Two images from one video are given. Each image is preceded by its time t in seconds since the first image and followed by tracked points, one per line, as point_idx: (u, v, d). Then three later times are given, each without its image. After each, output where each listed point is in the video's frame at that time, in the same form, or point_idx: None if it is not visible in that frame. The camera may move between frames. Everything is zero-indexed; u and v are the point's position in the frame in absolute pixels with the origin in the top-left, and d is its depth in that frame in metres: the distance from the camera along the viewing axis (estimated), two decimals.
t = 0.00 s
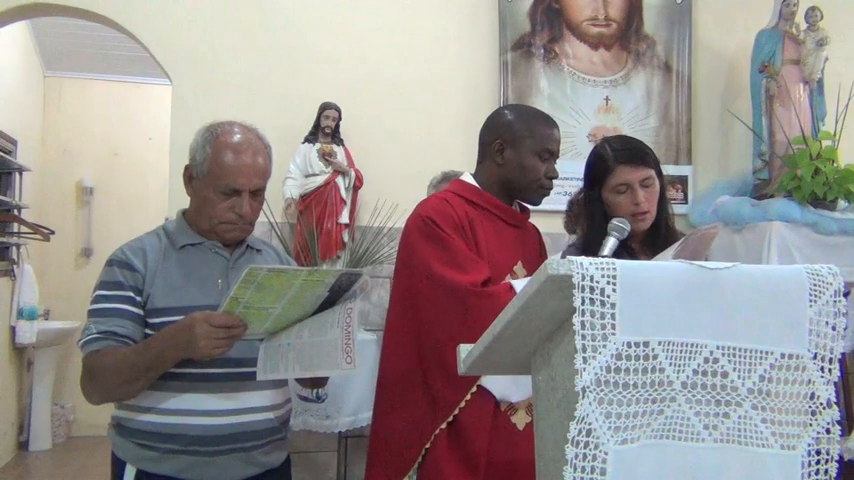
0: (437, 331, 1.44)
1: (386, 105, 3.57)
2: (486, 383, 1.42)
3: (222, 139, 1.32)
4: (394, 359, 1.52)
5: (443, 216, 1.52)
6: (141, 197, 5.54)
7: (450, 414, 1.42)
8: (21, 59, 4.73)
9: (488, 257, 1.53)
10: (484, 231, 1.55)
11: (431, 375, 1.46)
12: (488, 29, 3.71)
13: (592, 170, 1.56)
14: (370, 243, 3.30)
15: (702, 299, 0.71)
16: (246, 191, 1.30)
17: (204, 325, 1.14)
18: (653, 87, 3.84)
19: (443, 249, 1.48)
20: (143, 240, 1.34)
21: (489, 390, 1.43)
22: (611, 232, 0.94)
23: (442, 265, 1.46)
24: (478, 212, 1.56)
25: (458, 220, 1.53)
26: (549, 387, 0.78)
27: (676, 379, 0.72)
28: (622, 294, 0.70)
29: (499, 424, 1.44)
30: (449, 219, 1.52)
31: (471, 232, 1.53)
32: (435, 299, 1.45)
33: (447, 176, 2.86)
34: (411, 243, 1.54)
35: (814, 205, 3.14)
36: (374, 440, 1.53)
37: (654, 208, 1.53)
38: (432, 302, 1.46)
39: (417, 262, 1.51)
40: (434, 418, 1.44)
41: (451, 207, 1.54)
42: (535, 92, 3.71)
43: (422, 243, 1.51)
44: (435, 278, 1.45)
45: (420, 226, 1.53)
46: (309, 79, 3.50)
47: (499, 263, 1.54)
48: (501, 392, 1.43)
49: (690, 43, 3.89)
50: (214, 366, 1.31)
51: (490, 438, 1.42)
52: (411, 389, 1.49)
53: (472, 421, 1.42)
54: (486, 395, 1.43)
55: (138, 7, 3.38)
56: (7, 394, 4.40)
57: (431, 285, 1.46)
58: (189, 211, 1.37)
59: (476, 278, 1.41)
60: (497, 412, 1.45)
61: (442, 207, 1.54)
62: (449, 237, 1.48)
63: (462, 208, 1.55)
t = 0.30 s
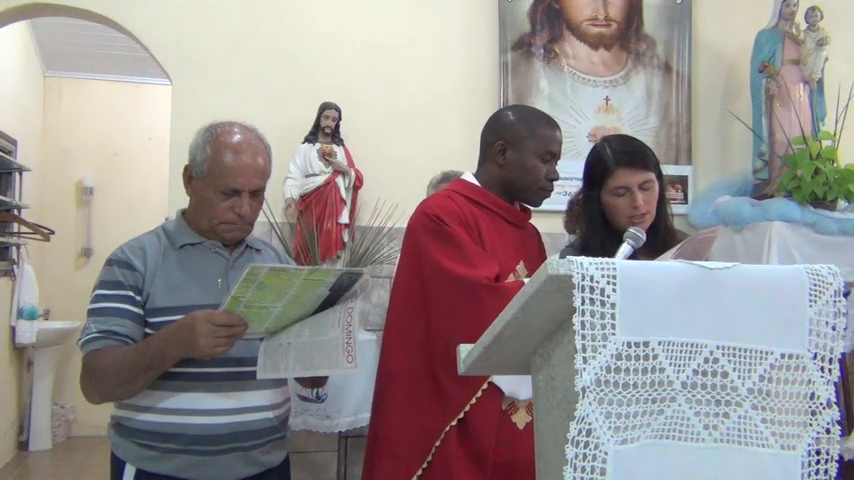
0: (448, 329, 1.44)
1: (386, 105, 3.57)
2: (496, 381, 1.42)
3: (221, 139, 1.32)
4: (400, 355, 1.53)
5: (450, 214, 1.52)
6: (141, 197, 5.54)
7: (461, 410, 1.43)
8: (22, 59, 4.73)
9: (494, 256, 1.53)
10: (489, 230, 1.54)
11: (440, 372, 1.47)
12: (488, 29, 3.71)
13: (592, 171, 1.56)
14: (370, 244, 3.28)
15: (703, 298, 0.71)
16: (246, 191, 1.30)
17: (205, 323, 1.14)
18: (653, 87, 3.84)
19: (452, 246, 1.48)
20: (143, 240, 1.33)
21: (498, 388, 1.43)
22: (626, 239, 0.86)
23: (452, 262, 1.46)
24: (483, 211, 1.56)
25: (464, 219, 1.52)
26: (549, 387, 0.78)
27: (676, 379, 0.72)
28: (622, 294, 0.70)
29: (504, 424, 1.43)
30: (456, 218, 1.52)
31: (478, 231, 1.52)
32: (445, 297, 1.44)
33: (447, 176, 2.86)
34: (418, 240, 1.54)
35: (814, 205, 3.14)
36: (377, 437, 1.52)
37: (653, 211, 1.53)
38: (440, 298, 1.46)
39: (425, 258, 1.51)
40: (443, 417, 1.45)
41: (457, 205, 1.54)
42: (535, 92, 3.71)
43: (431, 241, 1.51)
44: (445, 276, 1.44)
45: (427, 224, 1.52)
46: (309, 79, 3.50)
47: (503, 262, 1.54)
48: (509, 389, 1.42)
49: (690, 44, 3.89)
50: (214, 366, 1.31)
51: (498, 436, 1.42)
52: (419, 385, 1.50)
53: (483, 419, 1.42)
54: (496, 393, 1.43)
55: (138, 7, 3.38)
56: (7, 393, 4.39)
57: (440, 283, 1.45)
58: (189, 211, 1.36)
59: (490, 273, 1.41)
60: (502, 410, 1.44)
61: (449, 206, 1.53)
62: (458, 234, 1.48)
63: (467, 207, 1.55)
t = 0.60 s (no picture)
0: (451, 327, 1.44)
1: (386, 104, 3.57)
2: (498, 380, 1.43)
3: (222, 139, 1.32)
4: (401, 352, 1.52)
5: (451, 213, 1.52)
6: (141, 197, 5.54)
7: (464, 410, 1.43)
8: (22, 59, 4.73)
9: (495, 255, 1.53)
10: (490, 228, 1.55)
11: (442, 370, 1.47)
12: (488, 29, 3.71)
13: (592, 171, 1.56)
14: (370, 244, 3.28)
15: (703, 298, 0.71)
16: (247, 192, 1.30)
17: (206, 322, 1.14)
18: (653, 87, 3.84)
19: (454, 245, 1.47)
20: (143, 240, 1.33)
21: (500, 387, 1.43)
22: (628, 239, 0.86)
23: (454, 261, 1.46)
24: (483, 210, 1.56)
25: (465, 218, 1.52)
26: (548, 387, 0.78)
27: (675, 379, 0.72)
28: (622, 294, 0.70)
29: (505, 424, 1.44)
30: (457, 217, 1.52)
31: (478, 229, 1.52)
32: (447, 296, 1.44)
33: (447, 176, 2.85)
34: (419, 240, 1.54)
35: (814, 205, 3.14)
36: (379, 434, 1.52)
37: (653, 213, 1.53)
38: (441, 297, 1.46)
39: (426, 257, 1.51)
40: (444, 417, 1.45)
41: (458, 204, 1.54)
42: (535, 92, 3.71)
43: (432, 241, 1.51)
44: (447, 275, 1.44)
45: (429, 223, 1.52)
46: (309, 79, 3.50)
47: (503, 261, 1.54)
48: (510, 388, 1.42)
49: (690, 44, 3.89)
50: (214, 365, 1.31)
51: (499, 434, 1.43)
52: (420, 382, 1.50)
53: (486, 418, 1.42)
54: (498, 392, 1.43)
55: (138, 7, 3.38)
56: (7, 393, 4.40)
57: (443, 282, 1.45)
58: (189, 211, 1.36)
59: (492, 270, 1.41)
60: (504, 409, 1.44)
61: (449, 205, 1.53)
62: (460, 232, 1.48)
63: (468, 206, 1.55)
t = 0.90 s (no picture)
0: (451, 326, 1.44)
1: (386, 104, 3.57)
2: (498, 381, 1.43)
3: (222, 139, 1.32)
4: (401, 353, 1.52)
5: (451, 213, 1.52)
6: (141, 196, 5.54)
7: (463, 411, 1.43)
8: (22, 59, 4.74)
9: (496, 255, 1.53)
10: (490, 227, 1.55)
11: (442, 369, 1.47)
12: (488, 29, 3.71)
13: (592, 172, 1.56)
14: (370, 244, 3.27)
15: (703, 298, 0.71)
16: (247, 192, 1.30)
17: (207, 323, 1.14)
18: (654, 87, 3.83)
19: (454, 245, 1.48)
20: (144, 240, 1.33)
21: (501, 388, 1.43)
22: (628, 239, 0.86)
23: (455, 261, 1.46)
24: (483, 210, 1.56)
25: (466, 218, 1.52)
26: (549, 387, 0.78)
27: (676, 379, 0.72)
28: (622, 294, 0.70)
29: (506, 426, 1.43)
30: (457, 217, 1.52)
31: (479, 230, 1.53)
32: (448, 296, 1.44)
33: (447, 176, 2.85)
34: (420, 240, 1.54)
35: (814, 205, 3.14)
36: (380, 433, 1.52)
37: (654, 213, 1.53)
38: (442, 298, 1.46)
39: (426, 257, 1.51)
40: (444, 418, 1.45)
41: (458, 204, 1.54)
42: (535, 92, 3.71)
43: (433, 241, 1.51)
44: (448, 275, 1.44)
45: (429, 223, 1.52)
46: (309, 79, 3.50)
47: (505, 261, 1.54)
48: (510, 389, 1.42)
49: (690, 44, 3.89)
50: (215, 366, 1.31)
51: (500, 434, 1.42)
52: (420, 382, 1.50)
53: (487, 420, 1.42)
54: (498, 393, 1.43)
55: (138, 7, 3.38)
56: (7, 393, 4.40)
57: (443, 282, 1.45)
58: (190, 211, 1.36)
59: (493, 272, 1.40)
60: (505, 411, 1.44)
61: (450, 204, 1.54)
62: (460, 233, 1.48)
63: (468, 206, 1.55)
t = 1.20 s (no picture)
0: (452, 326, 1.44)
1: (386, 105, 3.57)
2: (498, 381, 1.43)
3: (222, 139, 1.32)
4: (402, 353, 1.52)
5: (452, 213, 1.52)
6: (142, 196, 5.54)
7: (464, 411, 1.43)
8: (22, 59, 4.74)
9: (496, 255, 1.53)
10: (492, 227, 1.55)
11: (443, 369, 1.47)
12: (488, 29, 3.71)
13: (592, 172, 1.56)
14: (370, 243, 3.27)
15: (702, 298, 0.71)
16: (247, 192, 1.30)
17: (207, 323, 1.14)
18: (654, 87, 3.84)
19: (455, 245, 1.48)
20: (144, 241, 1.34)
21: (501, 388, 1.44)
22: (629, 238, 0.86)
23: (456, 262, 1.46)
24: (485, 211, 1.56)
25: (466, 218, 1.52)
26: (549, 387, 0.78)
27: (676, 379, 0.72)
28: (622, 294, 0.70)
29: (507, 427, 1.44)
30: (458, 217, 1.52)
31: (480, 229, 1.53)
32: (448, 296, 1.44)
33: (448, 176, 2.85)
34: (420, 240, 1.54)
35: (814, 205, 3.14)
36: (380, 432, 1.52)
37: (655, 213, 1.53)
38: (443, 297, 1.46)
39: (427, 257, 1.51)
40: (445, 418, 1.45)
41: (459, 205, 1.54)
42: (535, 92, 3.71)
43: (433, 241, 1.51)
44: (448, 275, 1.45)
45: (430, 222, 1.53)
46: (309, 79, 3.51)
47: (506, 261, 1.54)
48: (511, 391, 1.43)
49: (690, 44, 3.89)
50: (215, 365, 1.31)
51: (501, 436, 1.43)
52: (421, 382, 1.50)
53: (488, 421, 1.42)
54: (499, 394, 1.44)
55: (138, 7, 3.37)
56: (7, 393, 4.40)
57: (444, 282, 1.45)
58: (189, 212, 1.36)
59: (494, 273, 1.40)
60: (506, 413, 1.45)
61: (451, 204, 1.54)
62: (461, 233, 1.48)
63: (469, 207, 1.55)
